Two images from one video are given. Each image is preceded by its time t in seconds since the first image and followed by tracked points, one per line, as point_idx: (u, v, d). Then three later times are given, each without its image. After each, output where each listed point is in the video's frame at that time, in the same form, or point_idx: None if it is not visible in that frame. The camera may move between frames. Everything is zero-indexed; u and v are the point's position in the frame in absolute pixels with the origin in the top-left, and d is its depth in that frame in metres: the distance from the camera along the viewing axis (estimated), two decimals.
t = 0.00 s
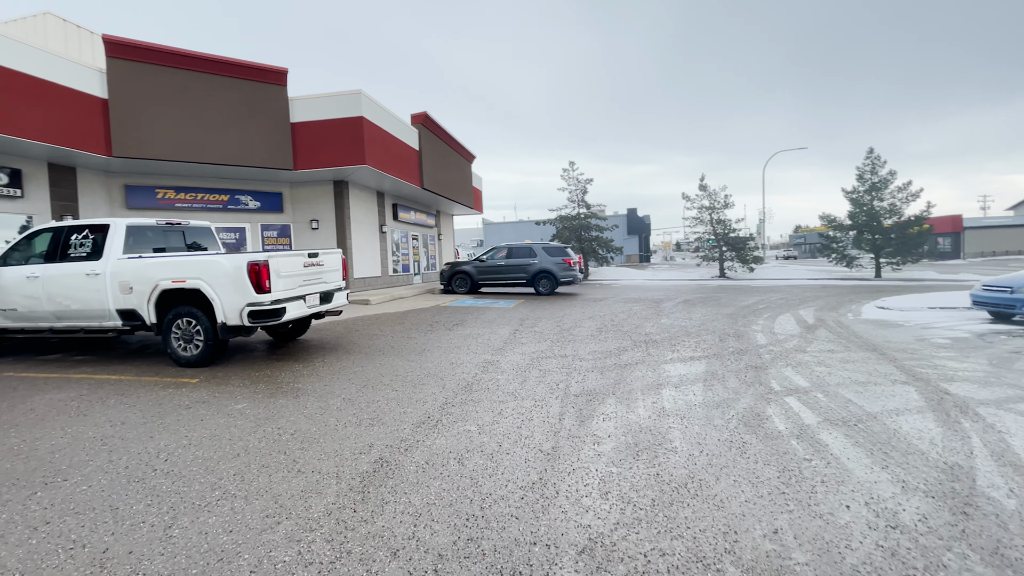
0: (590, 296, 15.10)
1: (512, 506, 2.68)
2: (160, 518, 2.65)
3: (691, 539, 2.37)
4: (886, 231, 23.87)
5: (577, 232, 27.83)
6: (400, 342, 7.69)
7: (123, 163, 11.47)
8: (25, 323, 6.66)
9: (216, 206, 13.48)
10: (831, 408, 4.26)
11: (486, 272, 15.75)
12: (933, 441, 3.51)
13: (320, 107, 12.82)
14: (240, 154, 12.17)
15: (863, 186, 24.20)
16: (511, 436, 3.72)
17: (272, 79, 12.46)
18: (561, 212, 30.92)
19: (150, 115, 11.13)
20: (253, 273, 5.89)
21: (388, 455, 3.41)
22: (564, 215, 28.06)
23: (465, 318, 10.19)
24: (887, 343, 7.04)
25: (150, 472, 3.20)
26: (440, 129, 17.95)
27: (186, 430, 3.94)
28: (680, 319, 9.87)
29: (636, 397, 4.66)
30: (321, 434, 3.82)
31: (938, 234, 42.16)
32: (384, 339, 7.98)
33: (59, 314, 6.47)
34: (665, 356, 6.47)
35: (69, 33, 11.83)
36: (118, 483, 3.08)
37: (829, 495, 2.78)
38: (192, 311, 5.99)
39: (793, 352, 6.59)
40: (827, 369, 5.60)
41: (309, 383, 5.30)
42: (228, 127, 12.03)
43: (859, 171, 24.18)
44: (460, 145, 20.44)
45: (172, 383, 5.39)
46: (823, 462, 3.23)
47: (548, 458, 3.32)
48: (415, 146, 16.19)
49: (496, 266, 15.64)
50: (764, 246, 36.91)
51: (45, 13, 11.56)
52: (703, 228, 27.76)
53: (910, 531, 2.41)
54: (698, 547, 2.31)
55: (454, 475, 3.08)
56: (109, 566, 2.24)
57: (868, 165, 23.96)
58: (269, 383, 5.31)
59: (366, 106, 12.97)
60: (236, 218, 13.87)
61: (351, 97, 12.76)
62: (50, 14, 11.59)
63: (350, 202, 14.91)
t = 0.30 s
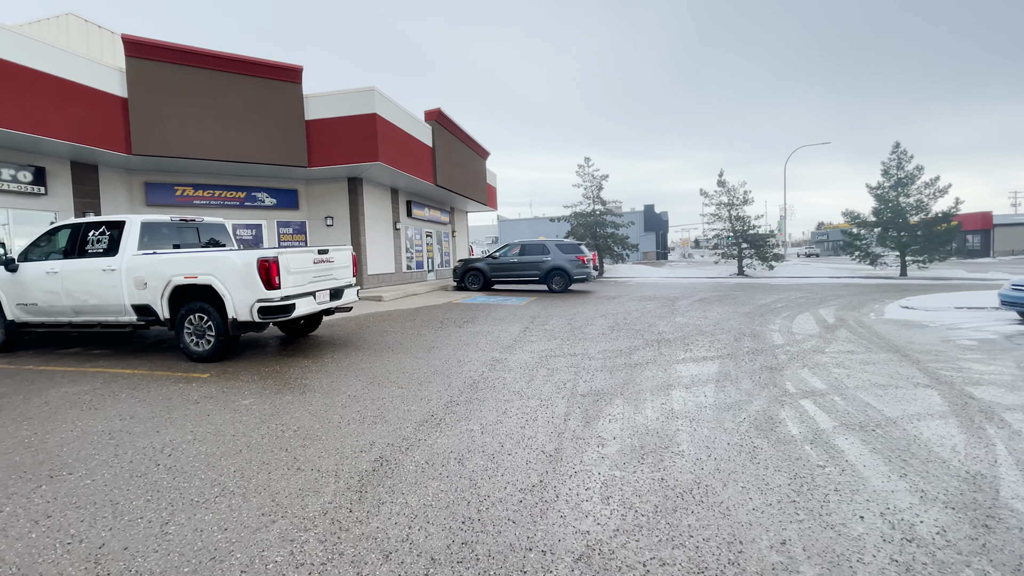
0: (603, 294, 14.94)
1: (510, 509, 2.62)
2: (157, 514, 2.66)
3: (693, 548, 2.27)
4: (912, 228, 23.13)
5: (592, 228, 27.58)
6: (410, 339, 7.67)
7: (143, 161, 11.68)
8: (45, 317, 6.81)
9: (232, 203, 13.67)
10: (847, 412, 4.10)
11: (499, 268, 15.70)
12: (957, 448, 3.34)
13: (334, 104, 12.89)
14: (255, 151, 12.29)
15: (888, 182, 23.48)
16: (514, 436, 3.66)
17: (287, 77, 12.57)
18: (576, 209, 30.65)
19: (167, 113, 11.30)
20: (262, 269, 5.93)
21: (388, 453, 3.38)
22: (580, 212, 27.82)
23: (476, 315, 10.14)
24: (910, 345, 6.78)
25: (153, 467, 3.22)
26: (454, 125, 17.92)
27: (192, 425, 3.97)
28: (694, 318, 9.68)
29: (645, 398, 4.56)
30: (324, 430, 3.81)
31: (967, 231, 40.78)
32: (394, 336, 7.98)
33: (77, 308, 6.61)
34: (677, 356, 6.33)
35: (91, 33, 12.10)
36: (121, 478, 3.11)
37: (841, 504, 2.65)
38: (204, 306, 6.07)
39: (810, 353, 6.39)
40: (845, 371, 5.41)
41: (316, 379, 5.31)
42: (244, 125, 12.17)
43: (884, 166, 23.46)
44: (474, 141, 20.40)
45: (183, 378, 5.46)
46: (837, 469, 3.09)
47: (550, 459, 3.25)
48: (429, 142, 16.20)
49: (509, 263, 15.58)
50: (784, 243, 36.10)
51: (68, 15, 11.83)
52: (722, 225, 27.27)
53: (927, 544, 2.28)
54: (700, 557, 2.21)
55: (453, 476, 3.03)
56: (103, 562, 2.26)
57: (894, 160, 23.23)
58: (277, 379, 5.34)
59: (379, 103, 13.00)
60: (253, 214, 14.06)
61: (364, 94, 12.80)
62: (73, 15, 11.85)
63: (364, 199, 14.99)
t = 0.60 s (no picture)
0: (615, 292, 14.76)
1: (512, 514, 2.53)
2: (156, 511, 2.62)
3: (703, 559, 2.16)
4: (934, 226, 22.49)
5: (604, 225, 27.33)
6: (418, 335, 7.62)
7: (157, 157, 11.80)
8: (59, 311, 6.89)
9: (245, 198, 13.77)
10: (867, 416, 3.93)
11: (510, 265, 15.60)
12: (987, 456, 3.16)
13: (345, 100, 12.88)
14: (267, 147, 12.35)
15: (910, 178, 22.85)
16: (519, 436, 3.57)
17: (299, 73, 12.61)
18: (588, 205, 30.40)
19: (181, 110, 11.38)
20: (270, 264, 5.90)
21: (390, 452, 3.31)
22: (592, 209, 27.57)
23: (485, 312, 10.06)
24: (934, 346, 6.53)
25: (155, 463, 3.20)
26: (465, 121, 17.84)
27: (196, 420, 3.95)
28: (707, 316, 9.49)
29: (655, 399, 4.43)
30: (327, 427, 3.76)
31: (991, 230, 39.70)
32: (402, 332, 7.94)
33: (90, 302, 6.67)
34: (689, 355, 6.18)
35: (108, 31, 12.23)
36: (122, 474, 3.08)
37: (862, 515, 2.51)
38: (212, 301, 6.07)
39: (828, 354, 6.19)
40: (864, 373, 5.22)
41: (322, 376, 5.28)
42: (256, 121, 12.22)
43: (907, 162, 22.83)
44: (485, 138, 20.30)
45: (190, 373, 5.47)
46: (857, 476, 2.94)
47: (555, 460, 3.15)
48: (440, 138, 16.14)
49: (520, 259, 15.46)
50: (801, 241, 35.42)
51: (85, 13, 11.99)
52: (737, 222, 26.82)
53: (954, 560, 2.13)
54: (710, 568, 2.10)
55: (455, 476, 2.95)
56: (96, 560, 2.23)
57: (916, 155, 22.59)
58: (284, 375, 5.32)
59: (390, 99, 12.96)
60: (265, 210, 14.15)
61: (375, 89, 12.77)
62: (90, 13, 12.02)
63: (375, 195, 15.00)
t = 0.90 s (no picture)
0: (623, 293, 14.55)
1: (513, 531, 2.38)
2: (140, 522, 2.50)
3: None
4: (952, 228, 22.01)
5: (613, 226, 27.10)
6: (422, 337, 7.49)
7: (165, 156, 11.80)
8: (63, 309, 6.85)
9: (252, 197, 13.75)
10: (889, 427, 3.73)
11: (517, 266, 15.44)
12: None
13: (352, 98, 12.82)
14: (274, 146, 12.31)
15: (927, 179, 22.38)
16: (522, 445, 3.41)
17: (307, 72, 12.59)
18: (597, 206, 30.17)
19: (189, 108, 11.37)
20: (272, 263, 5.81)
21: (386, 461, 3.17)
22: (600, 209, 27.37)
23: (491, 313, 9.92)
24: (956, 352, 6.29)
25: (145, 469, 3.08)
26: (473, 120, 17.72)
27: (191, 423, 3.84)
28: (718, 319, 9.27)
29: (664, 406, 4.26)
30: (324, 433, 3.64)
31: (1010, 233, 38.88)
32: (407, 334, 7.81)
33: (93, 301, 6.63)
34: (701, 360, 5.98)
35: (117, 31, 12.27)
36: (110, 480, 2.97)
37: (890, 538, 2.32)
38: (214, 300, 5.99)
39: (845, 359, 5.97)
40: (884, 380, 5.01)
41: (323, 378, 5.16)
42: (264, 119, 12.19)
43: (924, 162, 22.36)
44: (493, 138, 20.19)
45: (191, 373, 5.38)
46: (882, 494, 2.75)
47: (559, 472, 3.00)
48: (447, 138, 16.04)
49: (527, 260, 15.30)
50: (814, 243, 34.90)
51: (95, 13, 12.03)
52: (748, 224, 26.47)
53: None
54: None
55: (453, 489, 2.80)
56: (75, 573, 2.12)
57: (934, 156, 22.11)
58: (284, 377, 5.21)
59: (397, 97, 12.88)
60: (272, 209, 14.12)
61: (382, 88, 12.70)
62: (100, 13, 12.06)
63: (382, 194, 14.92)
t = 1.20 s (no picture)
0: (631, 296, 14.33)
1: (510, 557, 2.21)
2: (117, 538, 2.35)
3: None
4: (969, 231, 21.51)
5: (621, 227, 26.83)
6: (424, 340, 7.34)
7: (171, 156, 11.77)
8: (64, 310, 6.80)
9: (258, 197, 13.72)
10: (913, 443, 3.52)
11: (524, 268, 15.28)
12: None
13: (358, 98, 12.75)
14: (280, 146, 12.26)
15: (944, 181, 21.91)
16: (523, 458, 3.25)
17: (313, 72, 12.53)
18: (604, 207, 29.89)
19: (195, 108, 11.33)
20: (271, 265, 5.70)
21: (380, 475, 3.02)
22: (608, 210, 27.15)
23: (496, 316, 9.76)
24: (979, 361, 6.03)
25: (129, 478, 2.95)
26: (480, 120, 17.57)
27: (182, 430, 3.72)
28: (728, 324, 9.03)
29: (674, 417, 4.07)
30: (317, 442, 3.50)
31: None
32: (409, 337, 7.68)
33: (93, 301, 6.56)
34: (711, 367, 5.78)
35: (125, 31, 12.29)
36: (92, 488, 2.85)
37: (922, 570, 2.12)
38: (213, 302, 5.89)
39: (862, 368, 5.74)
40: (905, 391, 4.78)
41: (320, 383, 5.03)
42: (269, 119, 12.14)
43: (941, 163, 21.89)
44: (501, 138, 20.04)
45: (188, 376, 5.28)
46: (910, 519, 2.54)
47: (562, 489, 2.83)
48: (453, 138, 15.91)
49: (534, 262, 15.14)
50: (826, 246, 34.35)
51: (104, 12, 12.06)
52: (759, 226, 26.10)
53: None
54: None
55: (448, 507, 2.64)
56: None
57: (951, 157, 21.63)
58: (281, 381, 5.09)
59: (403, 97, 12.78)
60: (278, 210, 14.07)
61: (389, 88, 12.62)
62: (108, 13, 12.08)
63: (388, 195, 14.83)
